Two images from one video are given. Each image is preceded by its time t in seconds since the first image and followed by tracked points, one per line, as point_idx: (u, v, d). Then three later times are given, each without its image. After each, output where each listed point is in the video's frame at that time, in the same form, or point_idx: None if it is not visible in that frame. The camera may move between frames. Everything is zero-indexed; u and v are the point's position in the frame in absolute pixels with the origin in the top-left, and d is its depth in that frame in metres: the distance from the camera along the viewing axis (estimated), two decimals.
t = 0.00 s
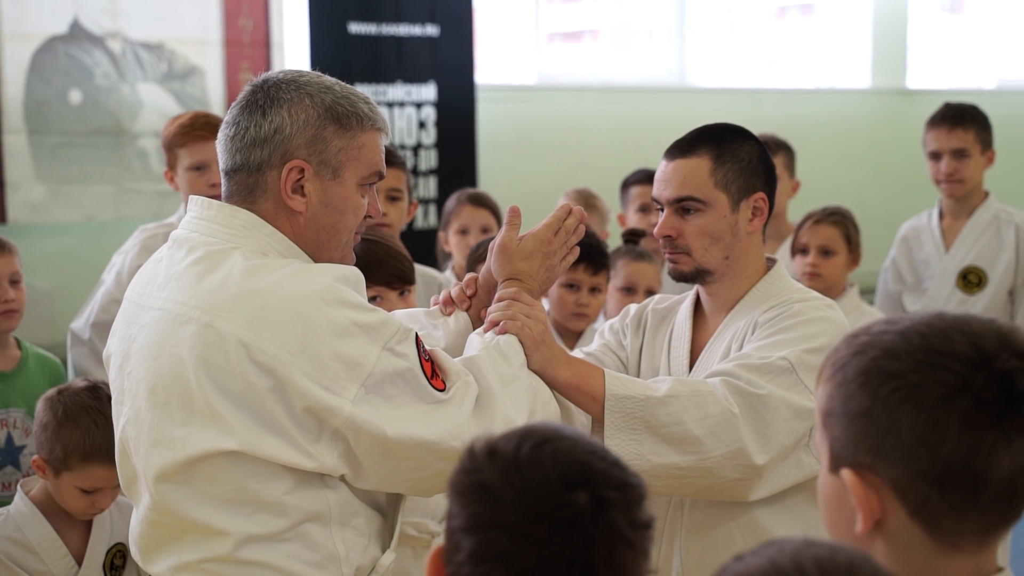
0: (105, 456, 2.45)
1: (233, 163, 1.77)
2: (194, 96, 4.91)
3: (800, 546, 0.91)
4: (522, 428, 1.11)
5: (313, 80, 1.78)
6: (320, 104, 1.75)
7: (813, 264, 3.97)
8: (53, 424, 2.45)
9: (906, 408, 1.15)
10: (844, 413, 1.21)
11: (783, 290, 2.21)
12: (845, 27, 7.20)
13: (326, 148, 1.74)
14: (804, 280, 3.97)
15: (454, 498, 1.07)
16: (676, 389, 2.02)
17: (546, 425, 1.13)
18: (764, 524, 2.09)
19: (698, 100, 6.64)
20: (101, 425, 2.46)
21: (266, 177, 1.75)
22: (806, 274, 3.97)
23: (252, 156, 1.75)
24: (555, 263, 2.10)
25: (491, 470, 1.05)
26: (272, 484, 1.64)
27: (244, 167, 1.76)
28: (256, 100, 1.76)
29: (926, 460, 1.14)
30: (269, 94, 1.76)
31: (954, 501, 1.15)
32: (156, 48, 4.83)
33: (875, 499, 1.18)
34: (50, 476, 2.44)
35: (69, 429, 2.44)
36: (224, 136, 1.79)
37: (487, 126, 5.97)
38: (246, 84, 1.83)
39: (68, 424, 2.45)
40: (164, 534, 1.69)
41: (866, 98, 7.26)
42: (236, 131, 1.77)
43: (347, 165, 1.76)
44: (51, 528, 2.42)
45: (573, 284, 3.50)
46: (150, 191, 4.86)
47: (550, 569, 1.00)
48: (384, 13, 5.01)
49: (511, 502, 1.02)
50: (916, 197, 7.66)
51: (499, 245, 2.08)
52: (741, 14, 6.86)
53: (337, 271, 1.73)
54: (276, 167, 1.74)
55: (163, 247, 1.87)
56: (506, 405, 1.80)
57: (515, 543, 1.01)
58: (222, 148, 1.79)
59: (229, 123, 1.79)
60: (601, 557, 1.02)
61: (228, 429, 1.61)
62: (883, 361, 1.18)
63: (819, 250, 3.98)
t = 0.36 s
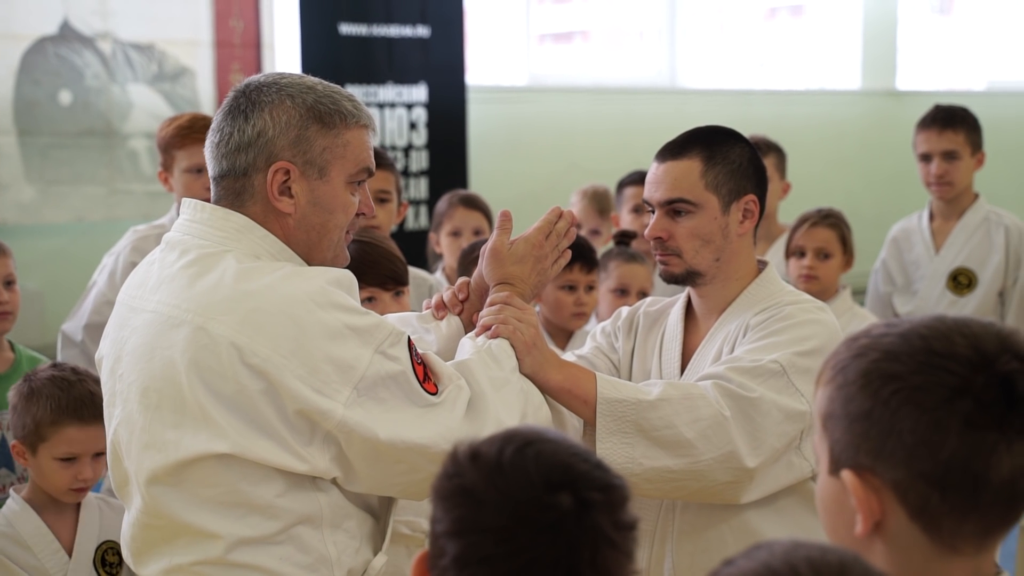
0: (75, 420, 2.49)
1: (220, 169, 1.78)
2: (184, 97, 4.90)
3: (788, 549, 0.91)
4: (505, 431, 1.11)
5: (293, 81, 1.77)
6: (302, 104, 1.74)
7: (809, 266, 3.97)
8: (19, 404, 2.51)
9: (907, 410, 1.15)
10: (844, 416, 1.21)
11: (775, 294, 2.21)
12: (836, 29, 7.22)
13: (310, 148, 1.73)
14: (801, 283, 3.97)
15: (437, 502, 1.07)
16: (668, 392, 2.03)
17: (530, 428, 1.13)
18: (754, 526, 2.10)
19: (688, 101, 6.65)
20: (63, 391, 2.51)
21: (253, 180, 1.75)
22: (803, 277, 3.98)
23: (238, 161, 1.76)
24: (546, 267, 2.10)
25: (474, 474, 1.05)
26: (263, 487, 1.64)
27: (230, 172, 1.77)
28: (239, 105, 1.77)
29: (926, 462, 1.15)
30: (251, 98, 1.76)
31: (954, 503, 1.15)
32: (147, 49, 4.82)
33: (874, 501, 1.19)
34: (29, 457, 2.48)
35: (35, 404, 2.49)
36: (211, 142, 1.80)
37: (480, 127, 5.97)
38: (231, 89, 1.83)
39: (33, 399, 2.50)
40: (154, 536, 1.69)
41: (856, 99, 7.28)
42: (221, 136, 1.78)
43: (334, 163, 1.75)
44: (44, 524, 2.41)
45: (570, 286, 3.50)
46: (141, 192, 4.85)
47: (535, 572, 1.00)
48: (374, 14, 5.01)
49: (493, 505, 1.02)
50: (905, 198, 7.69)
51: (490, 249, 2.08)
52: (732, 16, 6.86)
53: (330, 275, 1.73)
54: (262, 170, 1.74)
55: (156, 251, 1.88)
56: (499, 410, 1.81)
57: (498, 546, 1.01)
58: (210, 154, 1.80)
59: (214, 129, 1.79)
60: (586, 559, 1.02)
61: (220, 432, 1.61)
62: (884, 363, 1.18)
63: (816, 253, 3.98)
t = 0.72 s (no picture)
0: (72, 434, 2.45)
1: (202, 176, 1.79)
2: (177, 97, 4.90)
3: (784, 548, 0.91)
4: (497, 433, 1.11)
5: (252, 75, 1.77)
6: (266, 95, 1.74)
7: (807, 266, 3.97)
8: (22, 407, 2.48)
9: (906, 412, 1.16)
10: (840, 418, 1.21)
11: (769, 293, 2.22)
12: (829, 29, 7.24)
13: (283, 136, 1.74)
14: (798, 283, 3.97)
15: (430, 505, 1.07)
16: (662, 391, 2.03)
17: (522, 429, 1.13)
18: (748, 525, 2.10)
19: (682, 101, 6.65)
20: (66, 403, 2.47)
21: (235, 181, 1.76)
22: (800, 277, 3.98)
23: (216, 165, 1.76)
24: (540, 265, 2.11)
25: (466, 477, 1.05)
26: (260, 487, 1.64)
27: (212, 177, 1.77)
28: (205, 109, 1.77)
29: (925, 464, 1.15)
30: (214, 100, 1.76)
31: (953, 505, 1.16)
32: (139, 48, 4.82)
33: (872, 503, 1.19)
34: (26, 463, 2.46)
35: (36, 410, 2.46)
36: (188, 151, 1.80)
37: (472, 127, 5.97)
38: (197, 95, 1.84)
39: (36, 404, 2.47)
40: (150, 536, 1.69)
41: (848, 99, 7.30)
42: (196, 144, 1.78)
43: (309, 146, 1.75)
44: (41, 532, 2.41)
45: (556, 285, 3.50)
46: (133, 191, 4.83)
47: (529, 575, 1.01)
48: (368, 14, 5.01)
49: (486, 507, 1.02)
50: (897, 198, 7.70)
51: (484, 249, 2.08)
52: (725, 16, 6.86)
53: (326, 275, 1.73)
54: (241, 169, 1.75)
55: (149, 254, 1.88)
56: (494, 410, 1.81)
57: (491, 549, 1.01)
58: (189, 162, 1.81)
59: (189, 138, 1.80)
60: (579, 561, 1.02)
61: (216, 432, 1.61)
62: (880, 365, 1.19)
63: (814, 253, 3.99)
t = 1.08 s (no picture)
0: (52, 468, 2.33)
1: (198, 175, 1.79)
2: (169, 97, 4.91)
3: (772, 550, 0.92)
4: (490, 436, 1.12)
5: (255, 77, 1.78)
6: (266, 98, 1.75)
7: (799, 267, 3.98)
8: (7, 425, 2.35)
9: (891, 413, 1.16)
10: (828, 420, 1.22)
11: (761, 294, 2.22)
12: (820, 30, 7.25)
13: (281, 139, 1.74)
14: (790, 284, 3.98)
15: (423, 509, 1.07)
16: (655, 392, 2.04)
17: (515, 432, 1.13)
18: (741, 525, 2.11)
19: (674, 101, 6.66)
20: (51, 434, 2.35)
21: (230, 182, 1.76)
22: (792, 277, 3.99)
23: (213, 164, 1.77)
24: (535, 267, 2.11)
25: (459, 481, 1.05)
26: (253, 489, 1.64)
27: (208, 176, 1.78)
28: (205, 108, 1.77)
29: (911, 466, 1.16)
30: (216, 100, 1.77)
31: (938, 506, 1.16)
32: (132, 49, 4.81)
33: (859, 505, 1.20)
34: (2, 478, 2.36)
35: (22, 434, 2.34)
36: (186, 150, 1.81)
37: (465, 128, 5.98)
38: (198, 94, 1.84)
39: (22, 428, 2.35)
40: (143, 538, 1.69)
41: (840, 100, 7.31)
42: (194, 142, 1.79)
43: (306, 152, 1.76)
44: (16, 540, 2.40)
45: (550, 286, 3.50)
46: (126, 192, 4.83)
47: None
48: (361, 15, 5.00)
49: (480, 512, 1.03)
50: (889, 198, 7.73)
51: (477, 251, 2.09)
52: (718, 17, 6.87)
53: (318, 277, 1.74)
54: (237, 169, 1.75)
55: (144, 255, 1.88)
56: (486, 411, 1.81)
57: (484, 554, 1.01)
58: (186, 160, 1.81)
59: (187, 136, 1.80)
60: (572, 565, 1.02)
61: (208, 433, 1.61)
62: (866, 367, 1.19)
63: (804, 254, 4.00)
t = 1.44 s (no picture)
0: None
1: (195, 176, 1.79)
2: (162, 97, 4.89)
3: (761, 553, 0.92)
4: (481, 438, 1.12)
5: (257, 81, 1.78)
6: (267, 102, 1.75)
7: (790, 268, 3.99)
8: None
9: (870, 418, 1.17)
10: (810, 423, 1.22)
11: (753, 295, 2.23)
12: (813, 31, 7.27)
13: (279, 144, 1.74)
14: (782, 284, 3.99)
15: (413, 511, 1.07)
16: (648, 393, 2.04)
17: (505, 434, 1.14)
18: (734, 526, 2.11)
19: (668, 101, 6.66)
20: None
21: (227, 183, 1.76)
22: (784, 278, 4.00)
23: (210, 165, 1.76)
24: (527, 270, 2.11)
25: (449, 483, 1.05)
26: (245, 490, 1.64)
27: (205, 177, 1.78)
28: (206, 109, 1.77)
29: (890, 469, 1.16)
30: (217, 100, 1.77)
31: (917, 510, 1.17)
32: (124, 49, 4.79)
33: (839, 508, 1.20)
34: None
35: None
36: (184, 150, 1.80)
37: (459, 127, 5.99)
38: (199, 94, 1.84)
39: None
40: (136, 539, 1.69)
41: (833, 100, 7.33)
42: (193, 142, 1.78)
43: (304, 159, 1.76)
44: None
45: (545, 286, 3.51)
46: (119, 193, 4.82)
47: None
48: (354, 15, 5.00)
49: (469, 514, 1.03)
50: (881, 198, 7.74)
51: (469, 253, 2.09)
52: (710, 17, 6.88)
53: (311, 280, 1.74)
54: (234, 172, 1.75)
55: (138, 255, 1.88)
56: (478, 413, 1.82)
57: (473, 556, 1.02)
58: (184, 160, 1.81)
59: (186, 136, 1.80)
60: (561, 568, 1.03)
61: (201, 434, 1.61)
62: (847, 371, 1.20)
63: (796, 255, 4.01)
